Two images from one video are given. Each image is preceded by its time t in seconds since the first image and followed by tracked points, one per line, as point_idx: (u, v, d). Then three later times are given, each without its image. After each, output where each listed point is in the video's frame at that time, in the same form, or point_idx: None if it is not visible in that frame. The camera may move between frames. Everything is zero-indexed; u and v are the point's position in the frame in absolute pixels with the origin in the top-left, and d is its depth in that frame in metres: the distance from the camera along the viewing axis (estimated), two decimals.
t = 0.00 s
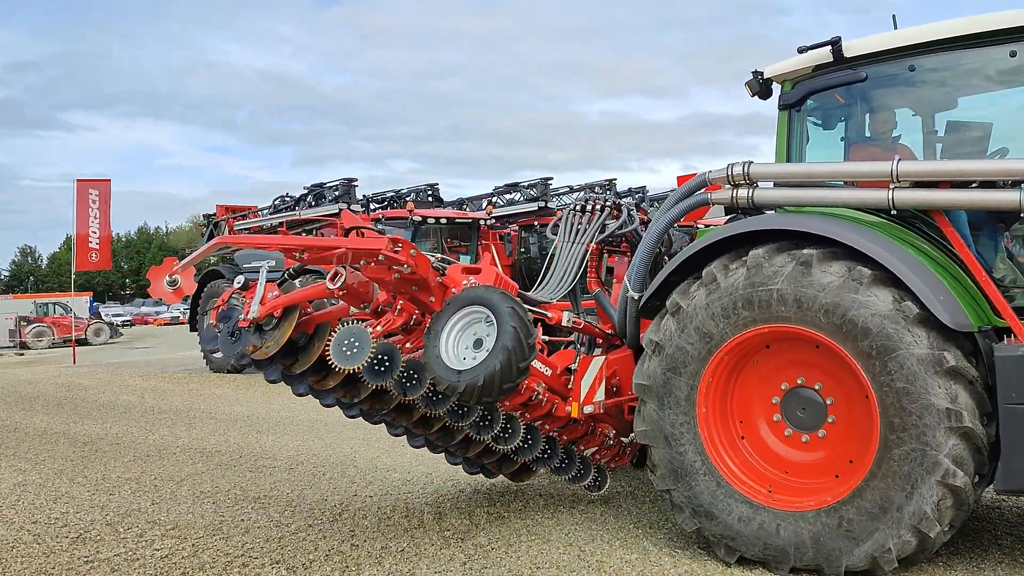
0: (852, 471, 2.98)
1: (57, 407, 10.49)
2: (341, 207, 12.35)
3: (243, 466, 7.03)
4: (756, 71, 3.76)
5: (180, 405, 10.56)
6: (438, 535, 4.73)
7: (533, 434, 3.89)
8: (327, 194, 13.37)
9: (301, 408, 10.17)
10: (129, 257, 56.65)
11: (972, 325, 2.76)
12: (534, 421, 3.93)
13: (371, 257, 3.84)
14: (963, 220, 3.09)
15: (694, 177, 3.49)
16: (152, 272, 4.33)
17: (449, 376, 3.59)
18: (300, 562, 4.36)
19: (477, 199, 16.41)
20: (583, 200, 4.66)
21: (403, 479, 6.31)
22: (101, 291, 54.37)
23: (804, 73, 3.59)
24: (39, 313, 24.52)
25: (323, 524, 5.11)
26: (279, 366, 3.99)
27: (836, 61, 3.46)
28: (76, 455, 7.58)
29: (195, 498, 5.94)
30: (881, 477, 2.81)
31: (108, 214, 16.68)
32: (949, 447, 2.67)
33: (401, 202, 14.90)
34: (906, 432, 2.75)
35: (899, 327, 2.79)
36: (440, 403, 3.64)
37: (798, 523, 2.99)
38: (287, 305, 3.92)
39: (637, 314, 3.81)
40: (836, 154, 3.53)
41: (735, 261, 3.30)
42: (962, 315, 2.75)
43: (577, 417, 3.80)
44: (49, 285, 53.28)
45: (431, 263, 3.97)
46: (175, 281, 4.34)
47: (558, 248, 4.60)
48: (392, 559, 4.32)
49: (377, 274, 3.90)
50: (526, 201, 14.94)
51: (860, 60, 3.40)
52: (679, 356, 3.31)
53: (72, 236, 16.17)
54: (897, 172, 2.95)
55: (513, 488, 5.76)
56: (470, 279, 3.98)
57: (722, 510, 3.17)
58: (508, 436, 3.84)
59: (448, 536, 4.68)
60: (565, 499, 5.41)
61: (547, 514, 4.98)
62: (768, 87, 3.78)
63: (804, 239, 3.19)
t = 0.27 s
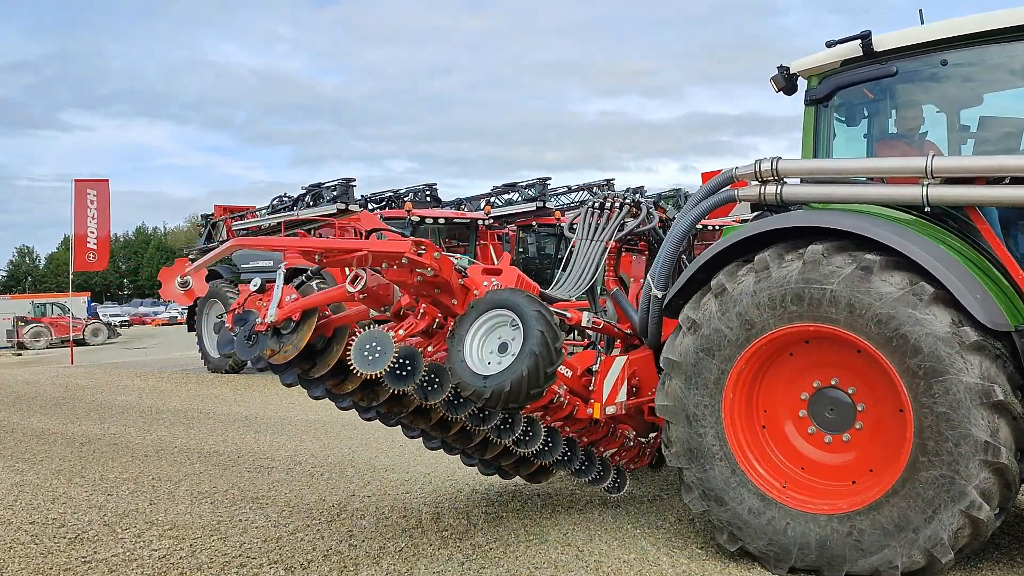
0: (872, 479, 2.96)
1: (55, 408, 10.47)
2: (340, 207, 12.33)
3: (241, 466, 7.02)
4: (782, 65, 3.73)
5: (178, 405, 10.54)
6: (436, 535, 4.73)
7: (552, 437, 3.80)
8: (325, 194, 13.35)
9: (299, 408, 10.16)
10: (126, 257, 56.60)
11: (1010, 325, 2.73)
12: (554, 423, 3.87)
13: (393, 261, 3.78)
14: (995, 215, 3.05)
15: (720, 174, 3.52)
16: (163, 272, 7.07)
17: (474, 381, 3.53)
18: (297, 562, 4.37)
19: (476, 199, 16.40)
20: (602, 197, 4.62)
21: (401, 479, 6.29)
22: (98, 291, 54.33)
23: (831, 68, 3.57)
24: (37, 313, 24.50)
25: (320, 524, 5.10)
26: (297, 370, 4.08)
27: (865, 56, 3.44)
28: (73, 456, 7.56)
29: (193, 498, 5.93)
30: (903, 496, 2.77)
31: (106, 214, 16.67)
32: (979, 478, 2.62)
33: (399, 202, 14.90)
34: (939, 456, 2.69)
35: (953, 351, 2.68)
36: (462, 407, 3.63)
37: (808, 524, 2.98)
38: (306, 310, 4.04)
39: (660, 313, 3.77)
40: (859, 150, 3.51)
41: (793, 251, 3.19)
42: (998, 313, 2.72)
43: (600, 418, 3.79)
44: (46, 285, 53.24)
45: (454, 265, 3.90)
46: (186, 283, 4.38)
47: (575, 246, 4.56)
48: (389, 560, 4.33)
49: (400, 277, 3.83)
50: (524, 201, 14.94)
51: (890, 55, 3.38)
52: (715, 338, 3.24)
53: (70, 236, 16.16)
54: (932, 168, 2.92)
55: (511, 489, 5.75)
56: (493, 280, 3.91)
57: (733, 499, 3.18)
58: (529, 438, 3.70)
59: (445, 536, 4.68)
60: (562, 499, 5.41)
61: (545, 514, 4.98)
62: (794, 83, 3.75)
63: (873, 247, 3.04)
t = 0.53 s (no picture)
0: (888, 487, 2.92)
1: (52, 408, 10.44)
2: (338, 207, 12.30)
3: (239, 466, 7.00)
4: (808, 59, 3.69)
5: (176, 405, 10.51)
6: (433, 535, 4.72)
7: (573, 441, 3.81)
8: (323, 194, 13.32)
9: (297, 408, 10.13)
10: (124, 256, 56.54)
11: None
12: (575, 425, 3.81)
13: (417, 263, 3.69)
14: None
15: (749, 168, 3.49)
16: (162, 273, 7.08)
17: (500, 387, 3.47)
18: (295, 562, 4.37)
19: (474, 198, 16.39)
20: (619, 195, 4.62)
21: (400, 479, 6.26)
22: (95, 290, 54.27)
23: (860, 62, 3.51)
24: (35, 312, 24.47)
25: (318, 524, 5.08)
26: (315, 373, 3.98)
27: (896, 49, 3.38)
28: (71, 456, 7.54)
29: (191, 498, 5.91)
30: (920, 512, 2.72)
31: (104, 214, 16.64)
32: (1003, 508, 2.56)
33: (396, 202, 14.88)
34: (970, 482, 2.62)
35: (1004, 379, 2.57)
36: (485, 413, 3.69)
37: (817, 521, 2.96)
38: (325, 313, 3.86)
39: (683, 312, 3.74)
40: (881, 145, 3.45)
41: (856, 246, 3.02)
42: None
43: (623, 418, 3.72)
44: (44, 285, 53.18)
45: (478, 269, 3.81)
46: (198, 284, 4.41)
47: (593, 244, 4.56)
48: (387, 559, 4.33)
49: (422, 280, 3.75)
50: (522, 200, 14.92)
51: (921, 49, 3.33)
52: (757, 322, 3.12)
53: (67, 236, 16.12)
54: (968, 163, 2.85)
55: (509, 489, 5.72)
56: (517, 283, 3.83)
57: (745, 485, 3.13)
58: (550, 444, 3.73)
59: (443, 536, 4.67)
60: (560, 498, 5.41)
61: (543, 514, 4.97)
62: (819, 78, 3.72)
63: (944, 258, 2.85)
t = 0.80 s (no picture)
0: (903, 491, 2.90)
1: (50, 408, 10.41)
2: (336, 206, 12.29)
3: (237, 465, 6.97)
4: (833, 53, 3.66)
5: (174, 405, 10.48)
6: (431, 534, 4.71)
7: (595, 442, 3.71)
8: (320, 193, 13.30)
9: (295, 407, 10.11)
10: (121, 256, 56.47)
11: None
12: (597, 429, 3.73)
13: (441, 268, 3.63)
14: None
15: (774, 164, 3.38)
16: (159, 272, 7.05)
17: (527, 395, 3.48)
18: (293, 562, 4.37)
19: (471, 198, 16.38)
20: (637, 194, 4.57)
21: (398, 479, 6.24)
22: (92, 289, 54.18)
23: (886, 56, 3.47)
24: (32, 312, 24.42)
25: (315, 524, 5.06)
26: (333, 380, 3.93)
27: (925, 43, 3.34)
28: (68, 456, 7.50)
29: (188, 497, 5.89)
30: (936, 525, 2.70)
31: (101, 213, 16.60)
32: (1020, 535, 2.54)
33: (394, 202, 14.87)
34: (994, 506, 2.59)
35: None
36: (507, 418, 3.62)
37: (827, 516, 2.95)
38: (344, 318, 3.81)
39: (705, 312, 3.64)
40: (904, 142, 3.42)
41: (919, 247, 2.90)
42: None
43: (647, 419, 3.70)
44: (40, 284, 53.09)
45: (502, 272, 3.80)
46: (209, 289, 4.38)
47: (612, 242, 4.51)
48: (385, 559, 4.34)
49: (445, 284, 3.71)
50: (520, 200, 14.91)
51: (950, 42, 3.30)
52: (802, 307, 3.02)
53: (64, 235, 16.08)
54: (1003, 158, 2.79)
55: (508, 488, 5.71)
56: (540, 287, 3.84)
57: (761, 468, 3.09)
58: (571, 448, 3.66)
59: (441, 536, 4.66)
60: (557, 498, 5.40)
61: (539, 514, 4.96)
62: (845, 72, 3.70)
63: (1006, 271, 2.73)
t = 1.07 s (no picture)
0: (920, 492, 2.89)
1: (47, 407, 10.37)
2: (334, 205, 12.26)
3: (234, 465, 6.94)
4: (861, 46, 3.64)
5: (172, 404, 10.45)
6: (429, 533, 4.70)
7: (618, 448, 3.73)
8: (317, 192, 13.27)
9: (293, 406, 10.09)
10: (117, 255, 56.39)
11: None
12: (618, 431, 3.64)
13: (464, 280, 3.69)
14: None
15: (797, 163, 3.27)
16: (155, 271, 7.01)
17: (556, 408, 3.44)
18: (291, 561, 4.36)
19: (469, 197, 16.36)
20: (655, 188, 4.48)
21: (395, 478, 6.22)
22: (88, 288, 54.10)
23: (917, 49, 3.43)
24: (29, 311, 24.35)
25: (313, 523, 5.04)
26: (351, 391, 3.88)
27: (958, 35, 3.30)
28: (65, 455, 7.47)
29: (186, 497, 5.86)
30: (948, 533, 2.70)
31: (98, 211, 16.55)
32: None
33: (392, 200, 14.85)
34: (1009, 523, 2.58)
35: None
36: (530, 427, 3.67)
37: (839, 506, 2.94)
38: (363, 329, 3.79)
39: (730, 311, 3.52)
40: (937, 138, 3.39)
41: (989, 254, 2.75)
42: None
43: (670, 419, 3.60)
44: (37, 283, 53.02)
45: (525, 282, 3.83)
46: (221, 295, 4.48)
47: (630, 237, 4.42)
48: (382, 558, 4.33)
49: (467, 295, 3.76)
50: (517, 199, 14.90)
51: (983, 35, 3.25)
52: (854, 297, 2.91)
53: (61, 234, 16.03)
54: None
55: (506, 486, 5.70)
56: (564, 293, 3.84)
57: (780, 448, 3.05)
58: (592, 453, 3.69)
59: (438, 535, 4.65)
60: (554, 497, 5.39)
61: (537, 512, 4.95)
62: (872, 66, 3.68)
63: None
